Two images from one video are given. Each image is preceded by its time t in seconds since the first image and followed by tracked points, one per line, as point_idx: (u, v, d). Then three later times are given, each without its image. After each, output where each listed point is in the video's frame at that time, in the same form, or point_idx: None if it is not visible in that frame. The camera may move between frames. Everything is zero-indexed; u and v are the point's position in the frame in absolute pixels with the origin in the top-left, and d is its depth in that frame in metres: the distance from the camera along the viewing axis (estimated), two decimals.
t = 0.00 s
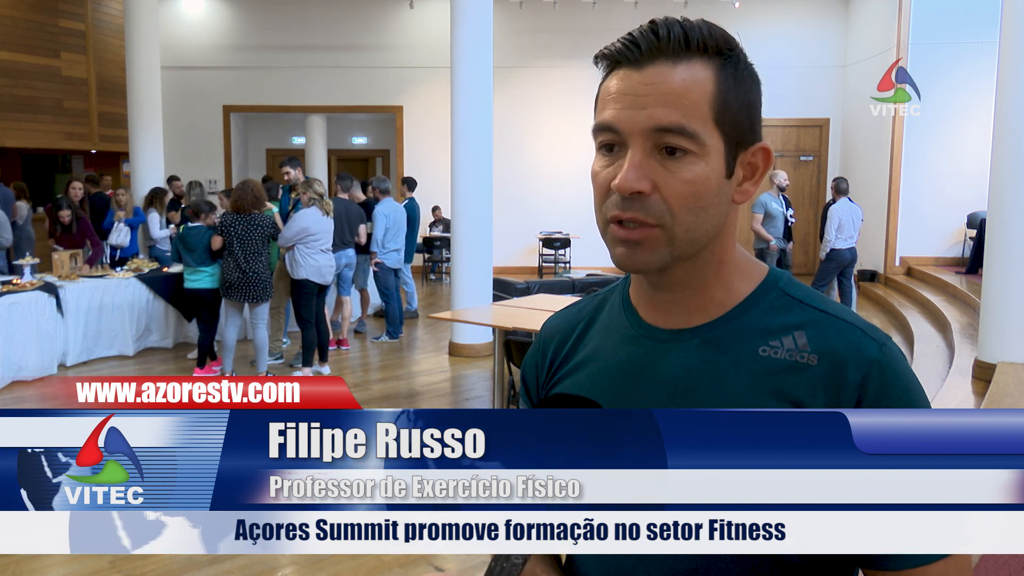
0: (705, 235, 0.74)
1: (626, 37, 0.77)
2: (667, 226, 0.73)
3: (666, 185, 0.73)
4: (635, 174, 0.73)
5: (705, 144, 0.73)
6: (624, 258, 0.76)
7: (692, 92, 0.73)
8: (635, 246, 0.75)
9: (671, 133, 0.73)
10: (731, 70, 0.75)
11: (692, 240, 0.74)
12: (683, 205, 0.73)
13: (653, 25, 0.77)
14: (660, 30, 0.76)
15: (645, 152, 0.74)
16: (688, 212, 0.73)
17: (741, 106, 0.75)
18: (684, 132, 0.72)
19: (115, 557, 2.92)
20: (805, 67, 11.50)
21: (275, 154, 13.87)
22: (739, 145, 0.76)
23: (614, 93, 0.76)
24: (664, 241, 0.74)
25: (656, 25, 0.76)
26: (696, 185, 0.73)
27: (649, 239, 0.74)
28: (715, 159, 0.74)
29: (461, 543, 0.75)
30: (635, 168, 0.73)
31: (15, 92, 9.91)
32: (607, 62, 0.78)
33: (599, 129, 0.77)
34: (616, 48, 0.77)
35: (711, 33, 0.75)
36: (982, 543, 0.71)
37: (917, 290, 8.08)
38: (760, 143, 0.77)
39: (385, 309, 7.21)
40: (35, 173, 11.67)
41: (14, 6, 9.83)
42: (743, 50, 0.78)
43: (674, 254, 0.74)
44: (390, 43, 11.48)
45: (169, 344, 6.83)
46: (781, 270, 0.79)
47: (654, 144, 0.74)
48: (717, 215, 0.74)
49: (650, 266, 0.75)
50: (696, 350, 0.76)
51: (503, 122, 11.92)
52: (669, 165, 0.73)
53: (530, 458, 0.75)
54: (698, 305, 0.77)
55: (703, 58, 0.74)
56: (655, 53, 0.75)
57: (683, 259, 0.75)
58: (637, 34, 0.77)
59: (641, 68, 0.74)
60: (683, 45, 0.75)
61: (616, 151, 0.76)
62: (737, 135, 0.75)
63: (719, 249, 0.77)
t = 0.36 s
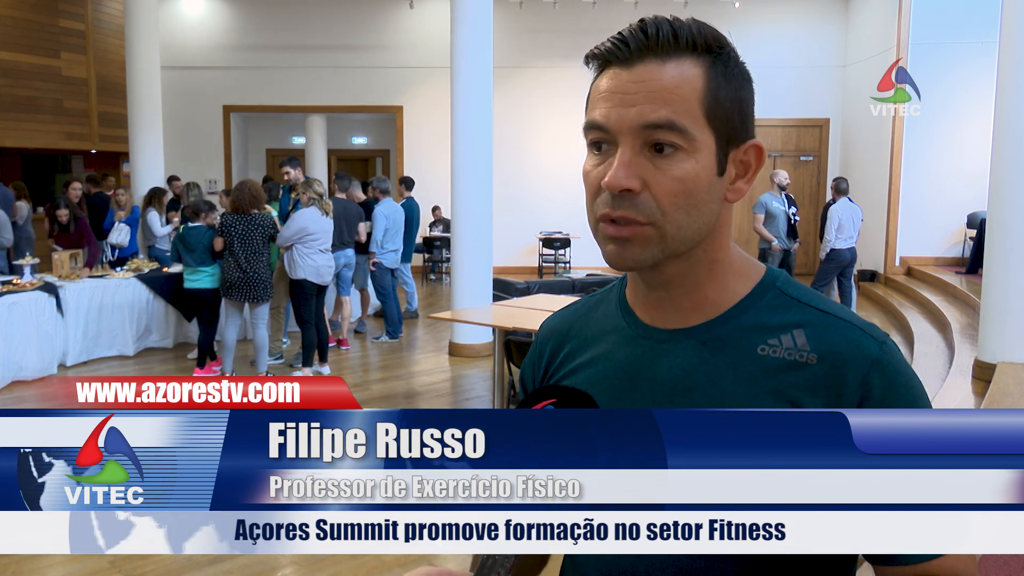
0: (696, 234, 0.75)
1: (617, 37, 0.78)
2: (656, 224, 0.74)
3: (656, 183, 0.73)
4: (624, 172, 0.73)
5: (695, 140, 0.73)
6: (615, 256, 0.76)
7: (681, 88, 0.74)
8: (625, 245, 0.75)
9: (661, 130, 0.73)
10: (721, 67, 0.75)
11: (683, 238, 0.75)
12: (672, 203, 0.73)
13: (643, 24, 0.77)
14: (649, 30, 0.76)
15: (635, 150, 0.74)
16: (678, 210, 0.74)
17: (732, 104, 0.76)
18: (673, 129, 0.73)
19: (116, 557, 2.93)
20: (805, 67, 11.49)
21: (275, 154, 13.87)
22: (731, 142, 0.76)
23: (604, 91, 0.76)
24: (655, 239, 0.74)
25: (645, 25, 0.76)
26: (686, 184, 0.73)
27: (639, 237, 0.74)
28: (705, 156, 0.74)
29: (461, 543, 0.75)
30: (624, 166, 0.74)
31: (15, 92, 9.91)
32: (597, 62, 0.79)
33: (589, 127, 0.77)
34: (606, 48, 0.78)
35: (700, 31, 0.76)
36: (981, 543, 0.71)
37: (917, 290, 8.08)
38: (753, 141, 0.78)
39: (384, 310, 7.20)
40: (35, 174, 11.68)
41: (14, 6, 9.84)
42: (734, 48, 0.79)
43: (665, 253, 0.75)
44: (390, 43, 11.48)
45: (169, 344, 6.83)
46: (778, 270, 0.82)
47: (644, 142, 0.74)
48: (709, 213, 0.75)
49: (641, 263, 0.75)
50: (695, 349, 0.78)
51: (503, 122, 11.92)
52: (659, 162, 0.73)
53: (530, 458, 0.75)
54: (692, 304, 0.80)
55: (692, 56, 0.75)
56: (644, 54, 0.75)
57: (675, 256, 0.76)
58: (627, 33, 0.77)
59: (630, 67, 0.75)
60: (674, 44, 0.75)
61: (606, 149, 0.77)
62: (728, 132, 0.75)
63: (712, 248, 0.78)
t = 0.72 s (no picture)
0: (695, 234, 0.75)
1: (615, 39, 0.78)
2: (655, 225, 0.74)
3: (655, 184, 0.73)
4: (624, 173, 0.73)
5: (695, 139, 0.73)
6: (616, 258, 0.76)
7: (681, 88, 0.74)
8: (625, 246, 0.75)
9: (660, 130, 0.73)
10: (720, 67, 0.75)
11: (683, 239, 0.74)
12: (672, 205, 0.73)
13: (641, 25, 0.77)
14: (647, 30, 0.76)
15: (635, 150, 0.74)
16: (678, 210, 0.73)
17: (732, 103, 0.76)
18: (675, 128, 0.73)
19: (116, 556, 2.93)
20: (805, 67, 11.49)
21: (275, 154, 13.87)
22: (732, 141, 0.76)
23: (603, 92, 0.76)
24: (655, 241, 0.74)
25: (645, 25, 0.76)
26: (686, 184, 0.73)
27: (639, 238, 0.74)
28: (705, 156, 0.74)
29: (460, 543, 0.75)
30: (624, 167, 0.73)
31: (14, 92, 9.91)
32: (596, 63, 0.79)
33: (589, 128, 0.77)
34: (604, 50, 0.78)
35: (699, 31, 0.76)
36: (980, 542, 0.71)
37: (917, 290, 8.08)
38: (753, 140, 0.78)
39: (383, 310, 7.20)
40: (35, 173, 11.68)
41: (14, 6, 9.84)
42: (733, 47, 0.79)
43: (665, 254, 0.75)
44: (390, 43, 11.48)
45: (169, 344, 6.83)
46: (781, 270, 0.82)
47: (642, 142, 0.74)
48: (709, 214, 0.75)
49: (641, 265, 0.75)
50: (697, 349, 0.79)
51: (503, 122, 11.92)
52: (659, 162, 0.73)
53: (532, 458, 0.75)
54: (693, 305, 0.80)
55: (691, 56, 0.75)
56: (644, 54, 0.75)
57: (676, 257, 0.76)
58: (626, 35, 0.77)
59: (629, 68, 0.75)
60: (672, 44, 0.75)
61: (606, 149, 0.76)
62: (728, 130, 0.75)
63: (713, 249, 0.78)
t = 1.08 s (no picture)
0: (696, 232, 0.75)
1: (613, 39, 0.78)
2: (655, 224, 0.74)
3: (654, 182, 0.73)
4: (622, 172, 0.73)
5: (693, 137, 0.73)
6: (616, 257, 0.76)
7: (679, 87, 0.74)
8: (625, 244, 0.75)
9: (658, 128, 0.73)
10: (718, 66, 0.76)
11: (682, 238, 0.74)
12: (671, 203, 0.73)
13: (639, 24, 0.77)
14: (645, 30, 0.76)
15: (633, 148, 0.74)
16: (677, 208, 0.73)
17: (731, 101, 0.76)
18: (672, 126, 0.73)
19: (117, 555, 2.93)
20: (805, 67, 11.49)
21: (275, 154, 13.86)
22: (732, 140, 0.76)
23: (603, 91, 0.76)
24: (654, 239, 0.74)
25: (644, 25, 0.76)
26: (686, 182, 0.73)
27: (639, 236, 0.74)
28: (704, 154, 0.74)
29: (461, 543, 0.75)
30: (621, 166, 0.74)
31: (14, 92, 9.92)
32: (595, 64, 0.79)
33: (589, 127, 0.77)
34: (603, 50, 0.78)
35: (698, 30, 0.76)
36: (981, 542, 0.71)
37: (917, 290, 8.08)
38: (754, 139, 0.78)
39: (383, 309, 7.20)
40: (35, 173, 11.68)
41: (15, 6, 9.85)
42: (731, 47, 0.79)
43: (665, 253, 0.75)
44: (390, 43, 11.48)
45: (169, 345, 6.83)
46: (782, 271, 0.82)
47: (641, 140, 0.74)
48: (708, 212, 0.75)
49: (641, 264, 0.75)
50: (697, 348, 0.79)
51: (503, 122, 11.92)
52: (657, 160, 0.73)
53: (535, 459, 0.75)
54: (693, 303, 0.80)
55: (689, 55, 0.75)
56: (643, 52, 0.75)
57: (675, 257, 0.76)
58: (625, 34, 0.77)
59: (628, 68, 0.75)
60: (670, 43, 0.75)
61: (605, 148, 0.77)
62: (727, 129, 0.75)
63: (714, 247, 0.78)
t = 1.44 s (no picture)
0: (696, 229, 0.75)
1: (616, 36, 0.78)
2: (654, 219, 0.74)
3: (653, 177, 0.73)
4: (622, 166, 0.73)
5: (693, 134, 0.73)
6: (616, 253, 0.76)
7: (680, 84, 0.74)
8: (625, 241, 0.75)
9: (659, 125, 0.73)
10: (719, 64, 0.76)
11: (682, 235, 0.75)
12: (671, 198, 0.73)
13: (642, 21, 0.78)
14: (647, 27, 0.76)
15: (633, 145, 0.74)
16: (677, 204, 0.73)
17: (733, 98, 0.76)
18: (672, 123, 0.73)
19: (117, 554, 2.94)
20: (805, 67, 11.49)
21: (275, 154, 13.85)
22: (733, 138, 0.76)
23: (605, 88, 0.76)
24: (653, 235, 0.74)
25: (648, 21, 0.76)
26: (685, 178, 0.73)
27: (638, 233, 0.74)
28: (704, 151, 0.74)
29: (461, 543, 0.75)
30: (622, 160, 0.74)
31: (14, 92, 9.92)
32: (598, 61, 0.79)
33: (590, 123, 0.77)
34: (606, 46, 0.78)
35: (702, 28, 0.76)
36: (982, 542, 0.71)
37: (917, 290, 8.08)
38: (756, 137, 0.78)
39: (384, 309, 7.20)
40: (35, 173, 11.68)
41: (14, 6, 9.85)
42: (734, 45, 0.79)
43: (664, 249, 0.75)
44: (390, 43, 11.48)
45: (169, 345, 6.83)
46: (781, 267, 0.82)
47: (642, 137, 0.74)
48: (709, 209, 0.75)
49: (640, 260, 0.75)
50: (697, 343, 0.78)
51: (503, 122, 11.92)
52: (657, 157, 0.73)
53: (535, 455, 0.75)
54: (694, 299, 0.80)
55: (692, 52, 0.75)
56: (644, 49, 0.75)
57: (675, 254, 0.76)
58: (629, 31, 0.77)
59: (630, 64, 0.75)
60: (671, 40, 0.76)
61: (607, 144, 0.77)
62: (728, 128, 0.75)
63: (713, 244, 0.79)
